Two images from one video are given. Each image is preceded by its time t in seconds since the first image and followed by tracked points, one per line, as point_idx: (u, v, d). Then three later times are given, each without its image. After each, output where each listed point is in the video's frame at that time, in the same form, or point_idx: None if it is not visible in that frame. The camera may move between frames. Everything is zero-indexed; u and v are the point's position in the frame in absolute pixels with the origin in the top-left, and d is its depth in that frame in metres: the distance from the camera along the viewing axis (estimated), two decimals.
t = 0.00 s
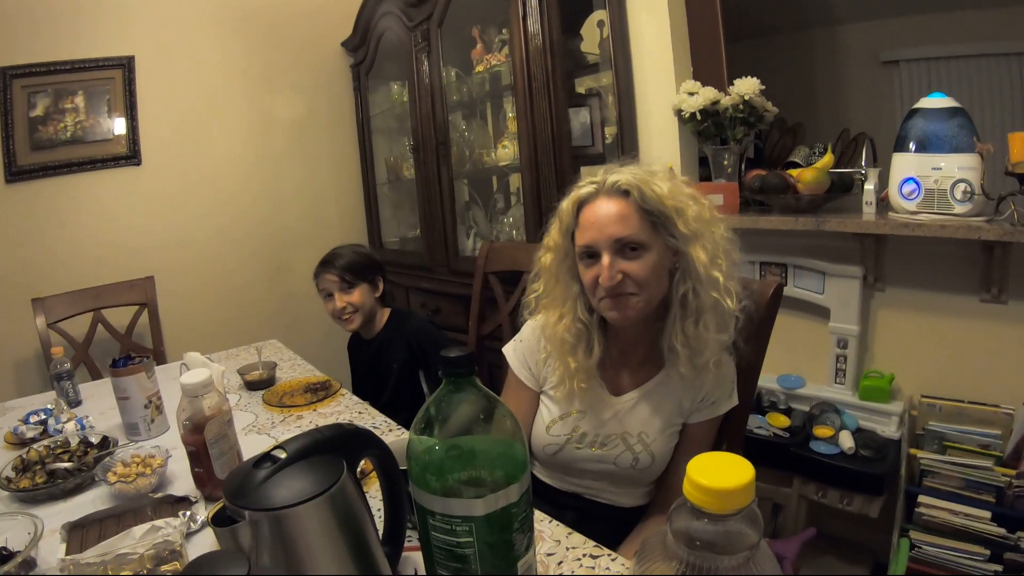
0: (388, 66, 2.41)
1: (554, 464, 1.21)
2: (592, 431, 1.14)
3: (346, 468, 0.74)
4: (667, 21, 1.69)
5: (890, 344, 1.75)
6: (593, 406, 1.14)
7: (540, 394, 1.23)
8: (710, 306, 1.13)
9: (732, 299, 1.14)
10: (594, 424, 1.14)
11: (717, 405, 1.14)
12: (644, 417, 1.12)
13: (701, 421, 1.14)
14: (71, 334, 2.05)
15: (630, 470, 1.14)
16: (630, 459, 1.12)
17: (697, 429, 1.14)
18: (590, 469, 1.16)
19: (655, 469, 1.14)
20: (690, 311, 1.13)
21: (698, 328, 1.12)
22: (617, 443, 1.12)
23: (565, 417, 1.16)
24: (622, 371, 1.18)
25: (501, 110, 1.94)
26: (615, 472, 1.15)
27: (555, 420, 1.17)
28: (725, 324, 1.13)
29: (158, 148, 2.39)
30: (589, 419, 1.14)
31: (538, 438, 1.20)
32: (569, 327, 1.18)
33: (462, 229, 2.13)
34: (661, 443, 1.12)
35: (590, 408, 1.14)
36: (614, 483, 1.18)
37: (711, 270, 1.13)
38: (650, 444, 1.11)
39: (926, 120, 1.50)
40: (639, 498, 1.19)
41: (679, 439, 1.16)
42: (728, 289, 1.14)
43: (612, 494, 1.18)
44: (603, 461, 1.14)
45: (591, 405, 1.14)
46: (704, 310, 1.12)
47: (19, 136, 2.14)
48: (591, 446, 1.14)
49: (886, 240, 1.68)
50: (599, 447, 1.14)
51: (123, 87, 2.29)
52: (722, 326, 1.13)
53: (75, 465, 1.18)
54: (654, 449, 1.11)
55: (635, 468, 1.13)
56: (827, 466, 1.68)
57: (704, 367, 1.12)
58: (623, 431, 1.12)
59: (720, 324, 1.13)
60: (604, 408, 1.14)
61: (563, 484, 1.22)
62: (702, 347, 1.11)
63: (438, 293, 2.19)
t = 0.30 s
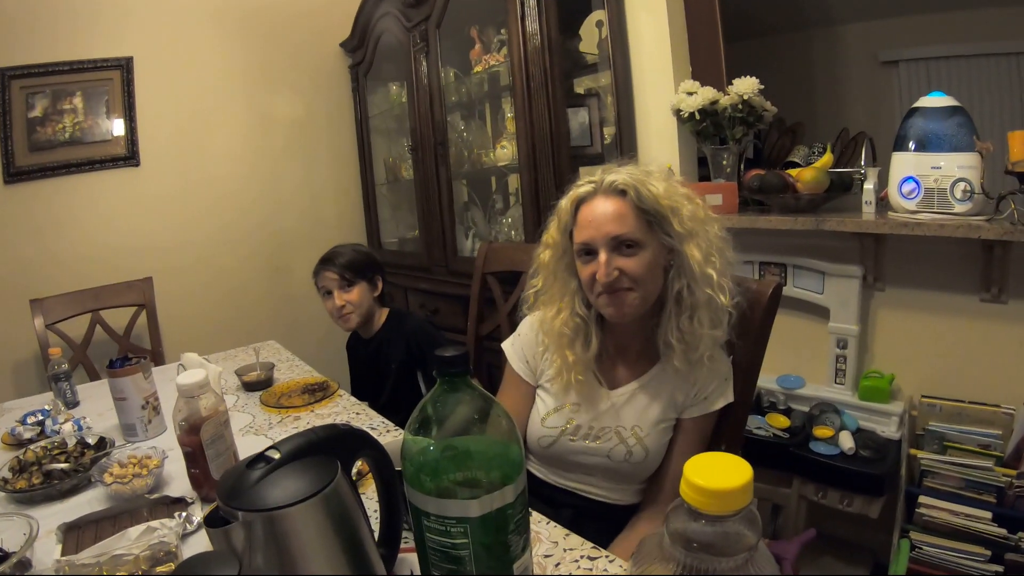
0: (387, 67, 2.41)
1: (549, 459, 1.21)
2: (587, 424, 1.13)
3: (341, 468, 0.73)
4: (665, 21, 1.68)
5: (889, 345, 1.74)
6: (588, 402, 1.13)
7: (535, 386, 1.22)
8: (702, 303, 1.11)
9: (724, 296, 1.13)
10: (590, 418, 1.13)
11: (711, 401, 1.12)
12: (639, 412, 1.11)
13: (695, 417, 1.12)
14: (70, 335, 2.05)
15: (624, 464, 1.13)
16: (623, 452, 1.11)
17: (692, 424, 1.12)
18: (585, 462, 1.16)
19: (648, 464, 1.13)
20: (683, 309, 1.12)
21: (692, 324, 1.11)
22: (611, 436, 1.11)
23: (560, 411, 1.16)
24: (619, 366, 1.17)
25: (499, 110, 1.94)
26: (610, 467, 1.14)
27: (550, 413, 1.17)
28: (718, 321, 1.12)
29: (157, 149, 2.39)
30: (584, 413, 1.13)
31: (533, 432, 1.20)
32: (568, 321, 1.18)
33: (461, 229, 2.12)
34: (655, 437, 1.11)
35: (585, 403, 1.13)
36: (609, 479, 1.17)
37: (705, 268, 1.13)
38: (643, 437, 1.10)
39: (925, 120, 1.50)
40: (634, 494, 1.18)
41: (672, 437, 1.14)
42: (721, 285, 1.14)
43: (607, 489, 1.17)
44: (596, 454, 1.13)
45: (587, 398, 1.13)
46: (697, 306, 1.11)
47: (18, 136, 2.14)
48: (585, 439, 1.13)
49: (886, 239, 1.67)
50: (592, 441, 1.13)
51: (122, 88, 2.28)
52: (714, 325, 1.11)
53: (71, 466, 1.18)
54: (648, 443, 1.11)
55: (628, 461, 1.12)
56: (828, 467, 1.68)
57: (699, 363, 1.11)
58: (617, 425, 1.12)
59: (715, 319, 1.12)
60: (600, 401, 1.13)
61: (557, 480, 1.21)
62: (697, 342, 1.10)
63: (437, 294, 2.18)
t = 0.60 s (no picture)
0: (401, 67, 2.41)
1: (560, 461, 1.20)
2: (598, 426, 1.13)
3: (351, 468, 0.73)
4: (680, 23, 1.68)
5: (901, 351, 1.73)
6: (599, 403, 1.13)
7: (546, 389, 1.22)
8: (715, 306, 1.11)
9: (736, 297, 1.12)
10: (601, 420, 1.12)
11: (721, 406, 1.11)
12: (650, 416, 1.10)
13: (705, 420, 1.11)
14: (83, 329, 2.06)
15: (633, 467, 1.12)
16: (633, 455, 1.11)
17: (703, 429, 1.11)
18: (596, 465, 1.15)
19: (659, 467, 1.12)
20: (695, 311, 1.12)
21: (705, 325, 1.10)
22: (621, 439, 1.11)
23: (571, 412, 1.15)
24: (631, 367, 1.16)
25: (513, 111, 1.93)
26: (620, 470, 1.13)
27: (560, 415, 1.16)
28: (730, 323, 1.11)
29: (171, 146, 2.40)
30: (595, 415, 1.13)
31: (543, 434, 1.19)
32: (581, 323, 1.18)
33: (474, 229, 2.12)
34: (666, 440, 1.11)
35: (596, 404, 1.13)
36: (618, 482, 1.17)
37: (717, 269, 1.12)
38: (654, 441, 1.10)
39: (940, 125, 1.48)
40: (643, 498, 1.18)
41: (682, 441, 1.13)
42: (733, 286, 1.13)
43: (616, 492, 1.17)
44: (606, 457, 1.13)
45: (597, 399, 1.13)
46: (711, 306, 1.11)
47: (34, 132, 2.16)
48: (596, 442, 1.13)
49: (901, 245, 1.65)
50: (601, 443, 1.13)
51: (137, 85, 2.30)
52: (728, 326, 1.11)
53: (82, 460, 1.19)
54: (659, 446, 1.10)
55: (638, 465, 1.11)
56: (838, 473, 1.65)
57: (711, 364, 1.10)
58: (628, 427, 1.11)
59: (728, 320, 1.11)
60: (611, 402, 1.12)
61: (567, 482, 1.21)
62: (710, 345, 1.09)
63: (450, 293, 2.18)
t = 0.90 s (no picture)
0: (432, 69, 2.42)
1: (588, 466, 1.19)
2: (627, 431, 1.11)
3: (382, 465, 0.72)
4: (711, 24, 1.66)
5: (934, 360, 1.69)
6: (630, 408, 1.12)
7: (576, 393, 1.21)
8: (749, 308, 1.10)
9: (770, 297, 1.11)
10: (631, 425, 1.11)
11: (752, 409, 1.09)
12: (681, 421, 1.09)
13: (736, 425, 1.09)
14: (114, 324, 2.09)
15: (662, 472, 1.11)
16: (663, 460, 1.10)
17: (733, 433, 1.09)
18: (624, 469, 1.14)
19: (688, 472, 1.11)
20: (729, 314, 1.10)
21: (738, 328, 1.09)
22: (651, 445, 1.10)
23: (601, 415, 1.14)
24: (663, 371, 1.15)
25: (544, 114, 1.91)
26: (649, 474, 1.12)
27: (590, 420, 1.15)
28: (763, 327, 1.10)
29: (202, 145, 2.43)
30: (624, 419, 1.12)
31: (572, 439, 1.18)
32: (614, 325, 1.16)
33: (504, 230, 2.10)
34: (696, 447, 1.09)
35: (626, 407, 1.12)
36: (646, 485, 1.15)
37: (753, 271, 1.10)
38: (684, 446, 1.09)
39: (974, 129, 1.45)
40: (670, 503, 1.16)
41: (711, 443, 1.11)
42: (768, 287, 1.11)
43: (643, 497, 1.16)
44: (637, 462, 1.12)
45: (628, 403, 1.12)
46: (745, 310, 1.10)
47: (68, 130, 2.20)
48: (625, 447, 1.12)
49: (934, 251, 1.62)
50: (630, 447, 1.12)
51: (169, 84, 2.33)
52: (762, 329, 1.10)
53: (112, 452, 1.20)
54: (688, 451, 1.09)
55: (667, 469, 1.10)
56: (867, 482, 1.62)
57: (744, 368, 1.09)
58: (658, 432, 1.10)
59: (762, 324, 1.10)
60: (642, 405, 1.11)
61: (594, 486, 1.20)
62: (741, 349, 1.08)
63: (479, 295, 2.17)
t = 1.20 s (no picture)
0: (469, 70, 2.40)
1: (627, 474, 1.17)
2: (670, 441, 1.09)
3: (427, 473, 0.70)
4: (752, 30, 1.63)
5: (976, 373, 1.63)
6: (670, 417, 1.09)
7: (615, 402, 1.19)
8: (791, 323, 1.06)
9: (812, 314, 1.07)
10: (673, 436, 1.09)
11: (794, 425, 1.05)
12: (723, 432, 1.07)
13: (780, 439, 1.06)
14: (148, 318, 2.11)
15: (703, 484, 1.08)
16: (704, 472, 1.07)
17: (777, 448, 1.06)
18: (663, 479, 1.12)
19: (729, 485, 1.08)
20: (772, 328, 1.07)
21: (782, 343, 1.06)
22: (692, 455, 1.08)
23: (640, 423, 1.12)
24: (703, 383, 1.12)
25: (582, 118, 1.87)
26: (689, 485, 1.10)
27: (632, 426, 1.13)
28: (808, 341, 1.07)
29: (237, 144, 2.44)
30: (665, 429, 1.09)
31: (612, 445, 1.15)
32: (653, 335, 1.14)
33: (540, 233, 2.03)
34: (738, 459, 1.06)
35: (667, 416, 1.10)
36: (685, 497, 1.13)
37: (797, 286, 1.07)
38: (725, 458, 1.06)
39: (1017, 138, 1.42)
40: (714, 515, 1.13)
41: (755, 460, 1.08)
42: (812, 303, 1.07)
43: (681, 508, 1.13)
44: (676, 472, 1.09)
45: (670, 413, 1.10)
46: (789, 323, 1.06)
47: (107, 127, 2.23)
48: (666, 457, 1.09)
49: (977, 265, 1.57)
50: (671, 459, 1.09)
51: (206, 84, 2.35)
52: (805, 345, 1.07)
53: (146, 449, 1.19)
54: (730, 464, 1.06)
55: (708, 481, 1.07)
56: (901, 496, 1.56)
57: (787, 382, 1.06)
58: (700, 443, 1.07)
59: (806, 338, 1.07)
60: (684, 416, 1.09)
61: (631, 496, 1.17)
62: (785, 365, 1.06)
63: (513, 298, 2.12)
